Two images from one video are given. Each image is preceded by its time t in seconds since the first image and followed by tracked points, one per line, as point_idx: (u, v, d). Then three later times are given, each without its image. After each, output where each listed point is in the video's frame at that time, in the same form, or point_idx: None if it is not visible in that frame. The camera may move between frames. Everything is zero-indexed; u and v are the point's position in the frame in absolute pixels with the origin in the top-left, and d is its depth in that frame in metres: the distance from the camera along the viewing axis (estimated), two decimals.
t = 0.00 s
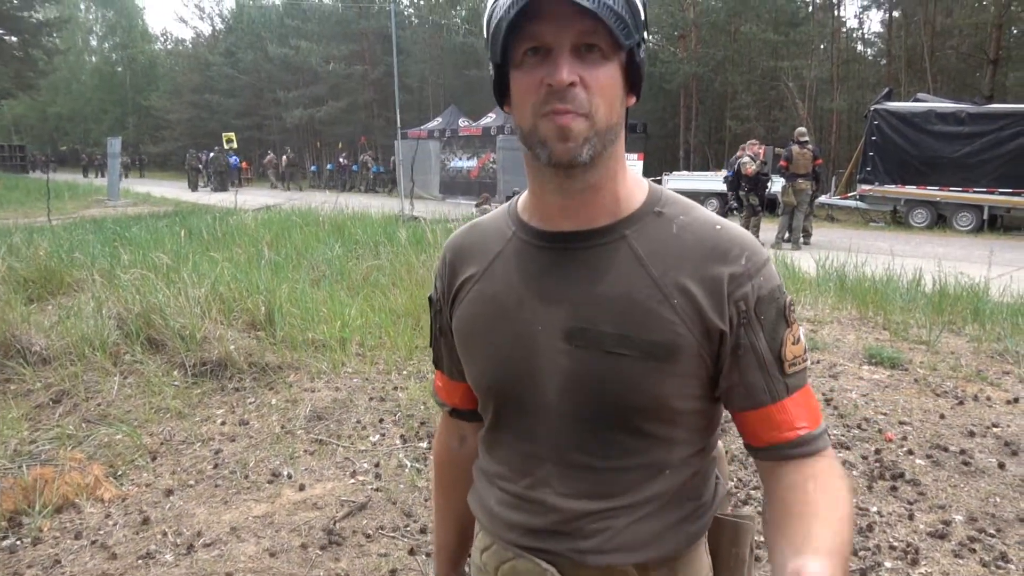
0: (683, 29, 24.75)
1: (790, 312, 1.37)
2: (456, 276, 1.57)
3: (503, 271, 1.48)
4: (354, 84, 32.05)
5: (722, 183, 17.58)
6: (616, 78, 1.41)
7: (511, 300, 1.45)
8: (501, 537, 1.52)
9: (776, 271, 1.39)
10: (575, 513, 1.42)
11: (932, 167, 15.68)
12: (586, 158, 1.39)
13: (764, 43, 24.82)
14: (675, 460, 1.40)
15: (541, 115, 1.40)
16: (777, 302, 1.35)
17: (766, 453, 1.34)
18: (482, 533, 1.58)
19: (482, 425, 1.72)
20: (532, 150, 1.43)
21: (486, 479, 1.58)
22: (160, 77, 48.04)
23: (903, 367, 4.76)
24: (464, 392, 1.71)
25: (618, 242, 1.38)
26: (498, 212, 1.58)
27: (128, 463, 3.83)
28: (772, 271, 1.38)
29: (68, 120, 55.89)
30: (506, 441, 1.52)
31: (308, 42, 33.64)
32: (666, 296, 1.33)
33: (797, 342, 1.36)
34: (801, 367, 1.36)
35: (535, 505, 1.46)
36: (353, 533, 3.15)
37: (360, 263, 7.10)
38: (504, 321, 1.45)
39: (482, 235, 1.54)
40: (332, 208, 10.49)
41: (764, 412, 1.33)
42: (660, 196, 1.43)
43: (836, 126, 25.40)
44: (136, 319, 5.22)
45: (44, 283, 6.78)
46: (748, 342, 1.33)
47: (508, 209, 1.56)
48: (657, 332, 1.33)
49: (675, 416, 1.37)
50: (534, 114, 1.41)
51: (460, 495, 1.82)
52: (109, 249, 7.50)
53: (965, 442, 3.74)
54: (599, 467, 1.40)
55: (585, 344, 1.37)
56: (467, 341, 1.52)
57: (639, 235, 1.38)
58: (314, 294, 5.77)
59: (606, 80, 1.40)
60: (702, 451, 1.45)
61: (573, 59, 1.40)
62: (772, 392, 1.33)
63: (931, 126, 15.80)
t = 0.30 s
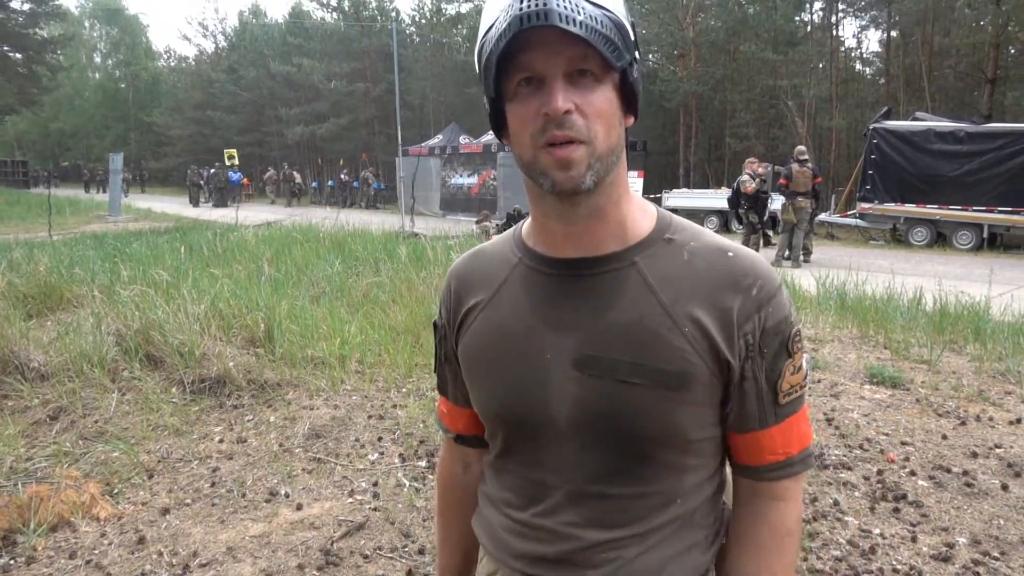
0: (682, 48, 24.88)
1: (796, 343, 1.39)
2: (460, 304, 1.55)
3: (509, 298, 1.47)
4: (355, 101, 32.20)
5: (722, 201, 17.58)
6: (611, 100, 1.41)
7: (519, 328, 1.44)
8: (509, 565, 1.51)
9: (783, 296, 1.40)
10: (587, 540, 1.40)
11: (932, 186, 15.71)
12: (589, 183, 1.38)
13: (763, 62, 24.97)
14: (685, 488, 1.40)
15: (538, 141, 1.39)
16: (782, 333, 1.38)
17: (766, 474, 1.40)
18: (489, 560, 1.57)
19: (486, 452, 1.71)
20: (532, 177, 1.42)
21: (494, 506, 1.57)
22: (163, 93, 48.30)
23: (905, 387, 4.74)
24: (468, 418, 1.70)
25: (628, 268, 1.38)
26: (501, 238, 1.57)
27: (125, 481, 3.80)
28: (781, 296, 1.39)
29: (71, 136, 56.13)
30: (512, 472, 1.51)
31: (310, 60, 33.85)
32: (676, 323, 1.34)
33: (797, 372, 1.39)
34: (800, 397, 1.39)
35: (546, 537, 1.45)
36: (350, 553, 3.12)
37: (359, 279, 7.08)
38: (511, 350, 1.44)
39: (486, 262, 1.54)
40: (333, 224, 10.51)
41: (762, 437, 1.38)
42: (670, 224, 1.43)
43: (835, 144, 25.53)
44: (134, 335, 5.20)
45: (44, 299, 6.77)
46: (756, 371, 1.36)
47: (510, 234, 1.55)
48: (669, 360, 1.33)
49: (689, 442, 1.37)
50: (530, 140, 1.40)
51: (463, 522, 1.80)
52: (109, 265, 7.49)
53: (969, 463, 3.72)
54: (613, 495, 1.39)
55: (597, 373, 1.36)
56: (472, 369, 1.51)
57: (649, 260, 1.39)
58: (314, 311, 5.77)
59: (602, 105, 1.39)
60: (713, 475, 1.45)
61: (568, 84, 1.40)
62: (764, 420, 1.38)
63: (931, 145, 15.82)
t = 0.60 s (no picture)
0: (683, 56, 24.89)
1: (797, 346, 1.39)
2: (460, 312, 1.55)
3: (513, 303, 1.46)
4: (357, 107, 32.24)
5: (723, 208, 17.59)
6: (614, 108, 1.42)
7: (524, 334, 1.43)
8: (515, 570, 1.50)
9: (784, 299, 1.39)
10: (595, 544, 1.39)
11: (931, 194, 15.73)
12: (592, 191, 1.38)
13: (763, 70, 24.93)
14: (692, 488, 1.40)
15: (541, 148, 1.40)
16: (785, 335, 1.37)
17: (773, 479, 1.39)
18: (494, 566, 1.56)
19: (487, 459, 1.70)
20: (535, 184, 1.43)
21: (499, 510, 1.56)
22: (164, 98, 48.38)
23: (906, 395, 4.72)
24: (469, 425, 1.69)
25: (631, 272, 1.38)
26: (505, 242, 1.56)
27: (123, 486, 3.79)
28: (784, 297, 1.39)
29: (73, 141, 56.22)
30: (517, 477, 1.50)
31: (311, 66, 33.89)
32: (681, 327, 1.33)
33: (801, 374, 1.38)
34: (806, 398, 1.38)
35: (552, 543, 1.44)
36: (350, 560, 3.10)
37: (360, 285, 7.08)
38: (515, 356, 1.44)
39: (487, 269, 1.53)
40: (334, 229, 10.52)
41: (765, 440, 1.38)
42: (671, 227, 1.43)
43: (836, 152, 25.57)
44: (134, 339, 5.19)
45: (44, 303, 6.78)
46: (756, 375, 1.35)
47: (513, 239, 1.55)
48: (675, 362, 1.33)
49: (694, 446, 1.37)
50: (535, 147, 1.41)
51: (464, 529, 1.79)
52: (110, 270, 7.49)
53: (970, 471, 3.71)
54: (618, 497, 1.39)
55: (603, 377, 1.36)
56: (476, 376, 1.50)
57: (652, 263, 1.38)
58: (315, 316, 5.77)
59: (604, 114, 1.39)
60: (716, 477, 1.44)
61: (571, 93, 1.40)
62: (768, 423, 1.37)
63: (931, 152, 15.81)
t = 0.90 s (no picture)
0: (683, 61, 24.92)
1: (795, 335, 1.37)
2: (453, 308, 1.51)
3: (510, 302, 1.43)
4: (357, 112, 32.30)
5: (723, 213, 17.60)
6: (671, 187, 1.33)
7: (520, 334, 1.41)
8: (508, 564, 1.49)
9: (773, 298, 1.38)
10: (588, 536, 1.39)
11: (931, 200, 15.74)
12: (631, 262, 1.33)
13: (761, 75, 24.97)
14: (682, 483, 1.41)
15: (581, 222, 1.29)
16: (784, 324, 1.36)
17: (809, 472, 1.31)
18: (488, 561, 1.55)
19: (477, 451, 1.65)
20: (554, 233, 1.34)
21: (491, 507, 1.55)
22: (165, 101, 48.47)
23: (906, 400, 4.71)
24: (460, 418, 1.63)
25: (630, 282, 1.36)
26: (498, 238, 1.53)
27: (122, 489, 3.78)
28: (774, 297, 1.38)
29: (73, 144, 56.25)
30: (510, 476, 1.48)
31: (312, 70, 33.94)
32: (678, 330, 1.33)
33: (803, 367, 1.36)
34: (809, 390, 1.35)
35: (547, 538, 1.43)
36: (348, 564, 3.09)
37: (359, 289, 7.08)
38: (510, 355, 1.41)
39: (482, 263, 1.49)
40: (334, 233, 10.53)
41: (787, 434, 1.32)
42: (666, 232, 1.41)
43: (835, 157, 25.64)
44: (133, 343, 5.20)
45: (44, 306, 6.76)
46: (764, 365, 1.34)
47: (508, 238, 1.51)
48: (668, 364, 1.32)
49: (684, 443, 1.37)
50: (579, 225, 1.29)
51: (455, 525, 1.74)
52: (109, 273, 7.49)
53: (971, 477, 3.70)
54: (609, 491, 1.38)
55: (598, 378, 1.34)
56: (469, 374, 1.47)
57: (651, 272, 1.36)
58: (315, 320, 5.76)
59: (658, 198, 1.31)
60: (705, 470, 1.44)
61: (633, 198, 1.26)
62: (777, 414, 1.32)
63: (931, 158, 15.85)
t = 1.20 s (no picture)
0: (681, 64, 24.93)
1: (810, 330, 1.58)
2: (454, 303, 1.47)
3: (518, 305, 1.42)
4: (356, 115, 32.33)
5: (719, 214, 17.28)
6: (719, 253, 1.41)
7: (529, 339, 1.41)
8: (493, 558, 1.51)
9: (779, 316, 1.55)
10: (582, 534, 1.44)
11: (929, 202, 15.75)
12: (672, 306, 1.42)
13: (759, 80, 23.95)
14: (675, 483, 1.50)
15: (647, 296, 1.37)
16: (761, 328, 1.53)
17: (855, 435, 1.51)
18: (472, 554, 1.56)
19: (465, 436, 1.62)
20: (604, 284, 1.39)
21: (480, 503, 1.56)
22: (163, 105, 48.47)
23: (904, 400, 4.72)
24: (448, 405, 1.57)
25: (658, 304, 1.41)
26: (504, 229, 1.51)
27: (121, 492, 3.78)
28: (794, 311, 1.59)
29: (70, 148, 56.14)
30: (505, 475, 1.50)
31: (309, 74, 33.94)
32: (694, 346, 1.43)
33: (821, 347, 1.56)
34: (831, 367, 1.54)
35: (543, 534, 1.46)
36: (348, 566, 3.09)
37: (357, 291, 7.08)
38: (520, 356, 1.41)
39: (488, 256, 1.47)
40: (332, 236, 10.54)
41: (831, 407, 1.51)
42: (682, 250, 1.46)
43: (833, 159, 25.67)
44: (132, 346, 5.20)
45: (41, 309, 6.75)
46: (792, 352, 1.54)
47: (518, 233, 1.48)
48: (680, 376, 1.42)
49: (683, 445, 1.47)
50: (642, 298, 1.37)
51: (430, 499, 1.75)
52: (107, 276, 7.48)
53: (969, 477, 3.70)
54: (609, 490, 1.44)
55: (613, 386, 1.39)
56: (470, 375, 1.45)
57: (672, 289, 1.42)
58: (313, 322, 5.78)
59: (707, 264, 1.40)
60: (694, 468, 1.54)
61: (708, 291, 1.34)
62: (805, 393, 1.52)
63: (928, 159, 15.83)
